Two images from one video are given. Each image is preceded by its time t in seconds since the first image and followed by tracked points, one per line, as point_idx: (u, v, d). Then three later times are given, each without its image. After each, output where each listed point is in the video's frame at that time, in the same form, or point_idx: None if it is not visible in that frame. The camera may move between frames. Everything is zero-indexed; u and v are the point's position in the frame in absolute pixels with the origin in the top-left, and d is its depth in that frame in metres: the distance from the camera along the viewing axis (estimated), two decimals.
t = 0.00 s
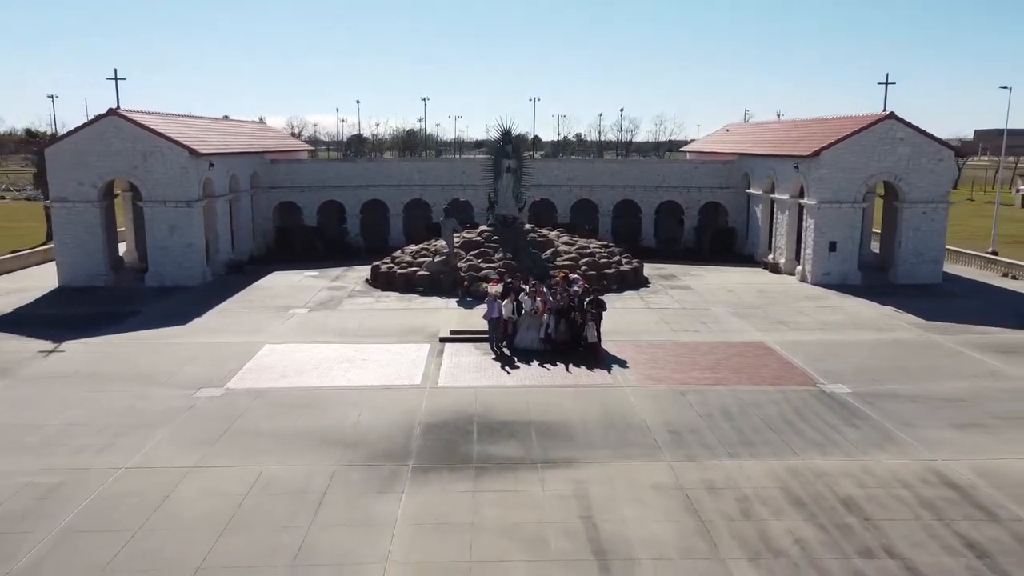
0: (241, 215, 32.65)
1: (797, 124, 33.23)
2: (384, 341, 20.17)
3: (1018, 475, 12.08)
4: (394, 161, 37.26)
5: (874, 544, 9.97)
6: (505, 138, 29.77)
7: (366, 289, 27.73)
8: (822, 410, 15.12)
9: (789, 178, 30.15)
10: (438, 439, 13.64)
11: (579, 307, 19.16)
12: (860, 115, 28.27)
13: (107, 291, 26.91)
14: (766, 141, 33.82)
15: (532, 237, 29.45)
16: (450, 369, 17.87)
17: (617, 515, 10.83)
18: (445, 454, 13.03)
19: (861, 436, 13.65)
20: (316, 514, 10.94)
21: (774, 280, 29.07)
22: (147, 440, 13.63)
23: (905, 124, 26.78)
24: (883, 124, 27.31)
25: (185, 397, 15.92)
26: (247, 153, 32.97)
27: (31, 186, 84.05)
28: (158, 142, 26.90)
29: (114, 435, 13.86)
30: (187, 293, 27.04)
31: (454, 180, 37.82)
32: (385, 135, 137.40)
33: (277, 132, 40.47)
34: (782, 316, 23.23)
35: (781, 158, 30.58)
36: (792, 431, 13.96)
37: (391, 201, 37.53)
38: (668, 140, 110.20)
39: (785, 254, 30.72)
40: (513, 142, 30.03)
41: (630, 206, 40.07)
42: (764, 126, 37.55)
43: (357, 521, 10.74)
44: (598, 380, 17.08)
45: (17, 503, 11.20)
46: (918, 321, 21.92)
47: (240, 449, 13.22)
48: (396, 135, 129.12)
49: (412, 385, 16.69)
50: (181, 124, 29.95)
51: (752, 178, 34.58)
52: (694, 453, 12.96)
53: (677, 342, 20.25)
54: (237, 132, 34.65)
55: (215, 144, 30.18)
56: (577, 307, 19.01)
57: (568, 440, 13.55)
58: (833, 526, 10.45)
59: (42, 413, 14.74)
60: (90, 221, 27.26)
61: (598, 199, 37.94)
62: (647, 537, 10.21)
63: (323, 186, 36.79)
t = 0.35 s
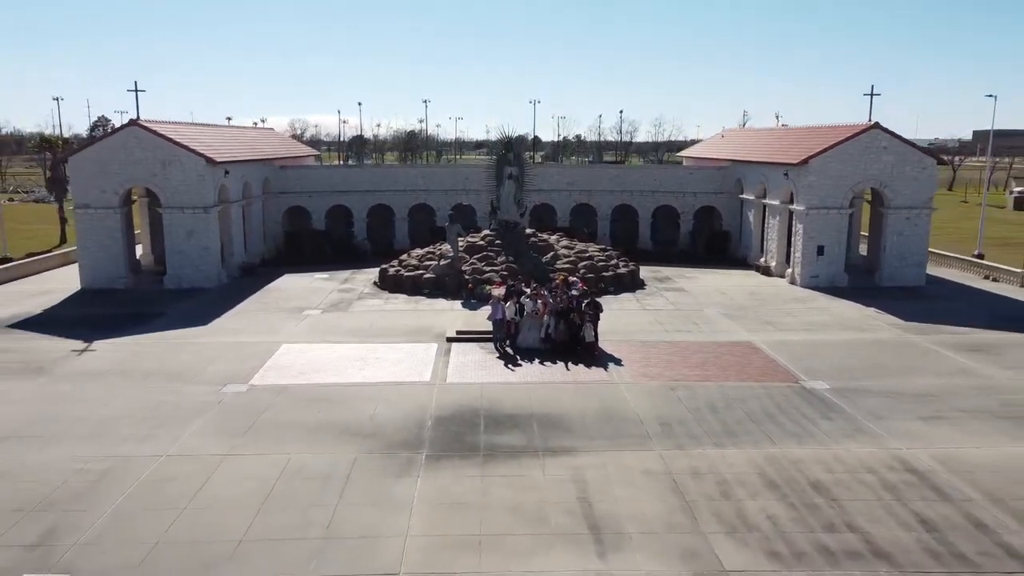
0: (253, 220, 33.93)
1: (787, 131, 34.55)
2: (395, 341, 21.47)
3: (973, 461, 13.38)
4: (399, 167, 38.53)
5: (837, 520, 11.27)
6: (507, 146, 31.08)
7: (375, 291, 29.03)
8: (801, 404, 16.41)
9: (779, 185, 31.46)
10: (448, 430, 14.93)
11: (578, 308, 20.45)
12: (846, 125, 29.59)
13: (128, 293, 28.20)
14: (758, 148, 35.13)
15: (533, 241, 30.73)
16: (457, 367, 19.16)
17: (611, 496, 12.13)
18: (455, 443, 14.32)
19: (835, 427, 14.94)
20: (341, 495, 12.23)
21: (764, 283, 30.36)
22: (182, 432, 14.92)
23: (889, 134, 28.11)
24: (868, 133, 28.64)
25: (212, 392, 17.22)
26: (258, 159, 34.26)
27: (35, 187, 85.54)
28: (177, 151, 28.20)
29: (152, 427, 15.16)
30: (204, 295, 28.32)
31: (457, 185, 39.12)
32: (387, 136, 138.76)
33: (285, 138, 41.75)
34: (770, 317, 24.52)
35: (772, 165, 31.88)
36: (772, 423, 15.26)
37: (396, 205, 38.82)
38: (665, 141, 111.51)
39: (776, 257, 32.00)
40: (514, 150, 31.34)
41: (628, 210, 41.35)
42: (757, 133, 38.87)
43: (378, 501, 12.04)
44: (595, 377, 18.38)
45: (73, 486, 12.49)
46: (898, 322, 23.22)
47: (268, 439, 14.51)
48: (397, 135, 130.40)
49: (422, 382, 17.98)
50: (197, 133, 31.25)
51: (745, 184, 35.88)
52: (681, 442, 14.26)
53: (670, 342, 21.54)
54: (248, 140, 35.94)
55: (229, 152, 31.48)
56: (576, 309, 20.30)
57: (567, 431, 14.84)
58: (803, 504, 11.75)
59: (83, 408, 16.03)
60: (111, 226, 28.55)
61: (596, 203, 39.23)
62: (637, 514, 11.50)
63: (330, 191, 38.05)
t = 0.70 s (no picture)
0: (265, 225, 35.28)
1: (780, 140, 35.92)
2: (405, 342, 22.85)
3: (936, 452, 14.75)
4: (405, 174, 39.89)
5: (810, 503, 12.63)
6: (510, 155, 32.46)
7: (384, 294, 30.40)
8: (784, 401, 17.78)
9: (771, 192, 32.81)
10: (459, 424, 16.31)
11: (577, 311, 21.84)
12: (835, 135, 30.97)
13: (148, 296, 29.56)
14: (751, 156, 36.50)
15: (534, 246, 32.08)
16: (465, 367, 20.55)
17: (607, 482, 13.49)
18: (466, 436, 15.69)
19: (813, 422, 16.31)
20: (365, 482, 13.59)
21: (756, 286, 31.72)
22: (215, 426, 16.27)
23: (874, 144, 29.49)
24: (855, 144, 30.03)
25: (239, 390, 18.59)
26: (271, 167, 35.60)
27: (43, 189, 86.92)
28: (195, 161, 29.56)
29: (187, 421, 16.52)
30: (220, 298, 29.68)
31: (461, 190, 40.47)
32: (388, 137, 140.19)
33: (294, 145, 43.07)
34: (760, 319, 25.89)
35: (764, 173, 33.24)
36: (756, 418, 16.62)
37: (402, 211, 40.16)
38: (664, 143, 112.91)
39: (767, 261, 33.35)
40: (517, 159, 32.70)
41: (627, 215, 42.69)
42: (751, 141, 40.21)
43: (398, 487, 13.39)
44: (594, 376, 19.73)
45: (122, 473, 13.85)
46: (880, 325, 24.58)
47: (294, 433, 15.87)
48: (398, 136, 131.82)
49: (433, 381, 19.35)
50: (213, 143, 32.60)
51: (739, 191, 37.25)
52: (672, 435, 15.62)
53: (664, 342, 22.93)
54: (260, 148, 37.28)
55: (244, 161, 32.85)
56: (576, 312, 21.68)
57: (567, 425, 16.22)
58: (779, 489, 13.10)
59: (121, 405, 17.39)
60: (132, 232, 29.90)
61: (595, 209, 40.58)
62: (630, 498, 12.87)
63: (338, 197, 39.36)
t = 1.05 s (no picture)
0: (277, 229, 36.70)
1: (772, 147, 37.33)
2: (415, 341, 24.30)
3: (903, 440, 16.18)
4: (411, 179, 41.28)
5: (784, 484, 14.06)
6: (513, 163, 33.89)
7: (392, 295, 31.83)
8: (768, 395, 19.20)
9: (763, 198, 34.22)
10: (467, 416, 17.74)
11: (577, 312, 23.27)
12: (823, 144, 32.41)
13: (167, 297, 30.98)
14: (745, 162, 37.91)
15: (535, 249, 33.50)
16: (471, 364, 21.97)
17: (603, 466, 14.92)
18: (474, 426, 17.12)
19: (793, 414, 17.74)
20: (384, 467, 15.03)
21: (748, 287, 33.13)
22: (243, 417, 17.72)
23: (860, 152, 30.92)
24: (843, 152, 31.47)
25: (262, 385, 20.03)
26: (282, 174, 37.02)
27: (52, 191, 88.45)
28: (212, 169, 30.98)
29: (216, 413, 17.96)
30: (236, 298, 31.11)
31: (464, 195, 41.88)
32: (390, 139, 141.66)
33: (302, 151, 44.48)
34: (750, 319, 27.32)
35: (756, 180, 34.66)
36: (741, 410, 18.04)
37: (407, 214, 41.57)
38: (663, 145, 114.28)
39: (759, 264, 34.75)
40: (519, 166, 34.12)
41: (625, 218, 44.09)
42: (744, 147, 41.63)
43: (413, 471, 14.82)
44: (592, 372, 21.16)
45: (163, 459, 15.29)
46: (863, 325, 25.98)
47: (316, 423, 17.31)
48: (400, 138, 133.32)
49: (441, 377, 20.78)
50: (227, 150, 34.02)
51: (733, 195, 38.68)
52: (663, 426, 17.05)
53: (658, 341, 24.35)
54: (271, 155, 38.69)
55: (258, 168, 34.26)
56: (576, 313, 23.11)
57: (567, 416, 17.65)
58: (758, 473, 14.54)
59: (154, 400, 18.83)
60: (152, 236, 31.33)
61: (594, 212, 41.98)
62: (623, 480, 14.29)
63: (346, 201, 40.74)
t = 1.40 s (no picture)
0: (288, 232, 38.16)
1: (764, 153, 38.78)
2: (423, 338, 25.76)
3: (875, 428, 17.64)
4: (416, 183, 42.75)
5: (764, 466, 15.52)
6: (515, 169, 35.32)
7: (400, 295, 33.30)
8: (754, 388, 20.66)
9: (755, 201, 35.67)
10: (475, 406, 19.21)
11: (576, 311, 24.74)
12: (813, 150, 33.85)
13: (185, 297, 32.43)
14: (738, 167, 39.35)
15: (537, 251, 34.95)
16: (477, 359, 23.44)
17: (600, 451, 16.38)
18: (482, 416, 18.59)
19: (776, 405, 19.20)
20: (400, 451, 16.49)
21: (740, 288, 34.57)
22: (268, 408, 19.19)
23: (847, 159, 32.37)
24: (831, 159, 32.91)
25: (282, 379, 21.50)
26: (293, 178, 38.47)
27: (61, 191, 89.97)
28: (228, 175, 32.43)
29: (243, 404, 19.43)
30: (251, 298, 32.57)
31: (467, 198, 43.34)
32: (392, 140, 143.17)
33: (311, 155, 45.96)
34: (740, 318, 28.78)
35: (748, 184, 36.12)
36: (728, 401, 19.50)
37: (413, 217, 43.03)
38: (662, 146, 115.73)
39: (751, 265, 36.18)
40: (521, 171, 35.54)
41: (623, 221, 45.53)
42: (739, 152, 43.08)
43: (428, 455, 16.28)
44: (590, 367, 22.62)
45: (199, 445, 16.76)
46: (847, 324, 27.44)
47: (336, 414, 18.77)
48: (402, 139, 134.82)
49: (450, 371, 22.25)
50: (241, 156, 35.47)
51: (727, 199, 40.14)
52: (656, 416, 18.52)
53: (653, 338, 25.81)
54: (282, 160, 40.17)
55: (270, 173, 35.70)
56: (575, 312, 24.57)
57: (567, 407, 19.12)
58: (740, 456, 16.00)
59: (184, 392, 20.30)
60: (170, 239, 32.78)
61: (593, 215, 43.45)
62: (618, 463, 15.76)
63: (354, 204, 42.20)
